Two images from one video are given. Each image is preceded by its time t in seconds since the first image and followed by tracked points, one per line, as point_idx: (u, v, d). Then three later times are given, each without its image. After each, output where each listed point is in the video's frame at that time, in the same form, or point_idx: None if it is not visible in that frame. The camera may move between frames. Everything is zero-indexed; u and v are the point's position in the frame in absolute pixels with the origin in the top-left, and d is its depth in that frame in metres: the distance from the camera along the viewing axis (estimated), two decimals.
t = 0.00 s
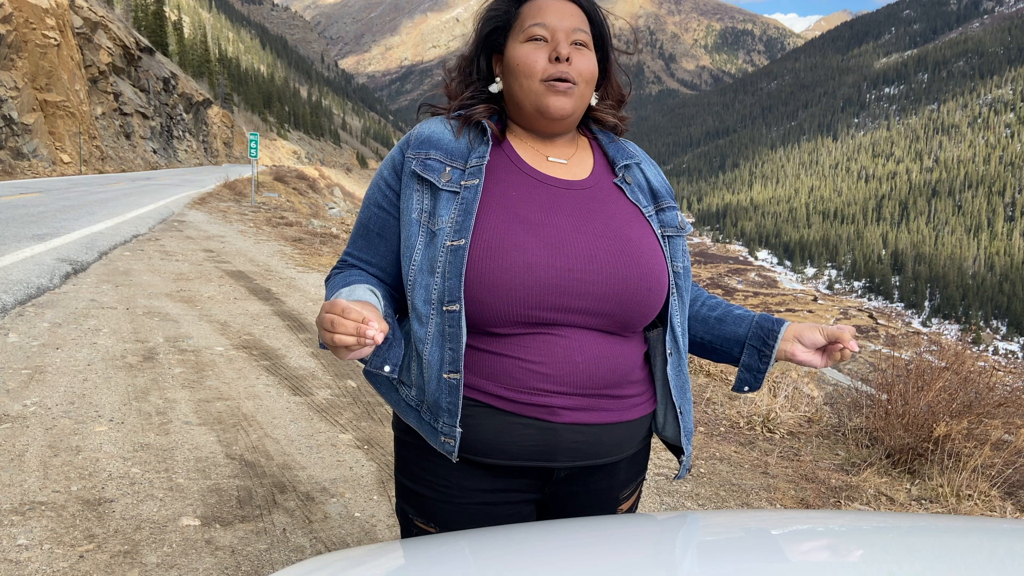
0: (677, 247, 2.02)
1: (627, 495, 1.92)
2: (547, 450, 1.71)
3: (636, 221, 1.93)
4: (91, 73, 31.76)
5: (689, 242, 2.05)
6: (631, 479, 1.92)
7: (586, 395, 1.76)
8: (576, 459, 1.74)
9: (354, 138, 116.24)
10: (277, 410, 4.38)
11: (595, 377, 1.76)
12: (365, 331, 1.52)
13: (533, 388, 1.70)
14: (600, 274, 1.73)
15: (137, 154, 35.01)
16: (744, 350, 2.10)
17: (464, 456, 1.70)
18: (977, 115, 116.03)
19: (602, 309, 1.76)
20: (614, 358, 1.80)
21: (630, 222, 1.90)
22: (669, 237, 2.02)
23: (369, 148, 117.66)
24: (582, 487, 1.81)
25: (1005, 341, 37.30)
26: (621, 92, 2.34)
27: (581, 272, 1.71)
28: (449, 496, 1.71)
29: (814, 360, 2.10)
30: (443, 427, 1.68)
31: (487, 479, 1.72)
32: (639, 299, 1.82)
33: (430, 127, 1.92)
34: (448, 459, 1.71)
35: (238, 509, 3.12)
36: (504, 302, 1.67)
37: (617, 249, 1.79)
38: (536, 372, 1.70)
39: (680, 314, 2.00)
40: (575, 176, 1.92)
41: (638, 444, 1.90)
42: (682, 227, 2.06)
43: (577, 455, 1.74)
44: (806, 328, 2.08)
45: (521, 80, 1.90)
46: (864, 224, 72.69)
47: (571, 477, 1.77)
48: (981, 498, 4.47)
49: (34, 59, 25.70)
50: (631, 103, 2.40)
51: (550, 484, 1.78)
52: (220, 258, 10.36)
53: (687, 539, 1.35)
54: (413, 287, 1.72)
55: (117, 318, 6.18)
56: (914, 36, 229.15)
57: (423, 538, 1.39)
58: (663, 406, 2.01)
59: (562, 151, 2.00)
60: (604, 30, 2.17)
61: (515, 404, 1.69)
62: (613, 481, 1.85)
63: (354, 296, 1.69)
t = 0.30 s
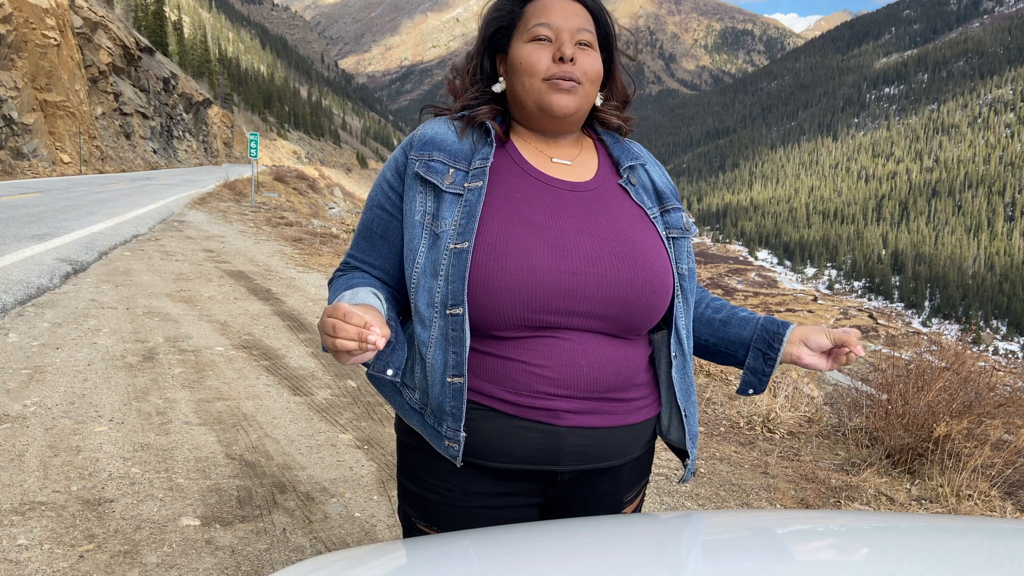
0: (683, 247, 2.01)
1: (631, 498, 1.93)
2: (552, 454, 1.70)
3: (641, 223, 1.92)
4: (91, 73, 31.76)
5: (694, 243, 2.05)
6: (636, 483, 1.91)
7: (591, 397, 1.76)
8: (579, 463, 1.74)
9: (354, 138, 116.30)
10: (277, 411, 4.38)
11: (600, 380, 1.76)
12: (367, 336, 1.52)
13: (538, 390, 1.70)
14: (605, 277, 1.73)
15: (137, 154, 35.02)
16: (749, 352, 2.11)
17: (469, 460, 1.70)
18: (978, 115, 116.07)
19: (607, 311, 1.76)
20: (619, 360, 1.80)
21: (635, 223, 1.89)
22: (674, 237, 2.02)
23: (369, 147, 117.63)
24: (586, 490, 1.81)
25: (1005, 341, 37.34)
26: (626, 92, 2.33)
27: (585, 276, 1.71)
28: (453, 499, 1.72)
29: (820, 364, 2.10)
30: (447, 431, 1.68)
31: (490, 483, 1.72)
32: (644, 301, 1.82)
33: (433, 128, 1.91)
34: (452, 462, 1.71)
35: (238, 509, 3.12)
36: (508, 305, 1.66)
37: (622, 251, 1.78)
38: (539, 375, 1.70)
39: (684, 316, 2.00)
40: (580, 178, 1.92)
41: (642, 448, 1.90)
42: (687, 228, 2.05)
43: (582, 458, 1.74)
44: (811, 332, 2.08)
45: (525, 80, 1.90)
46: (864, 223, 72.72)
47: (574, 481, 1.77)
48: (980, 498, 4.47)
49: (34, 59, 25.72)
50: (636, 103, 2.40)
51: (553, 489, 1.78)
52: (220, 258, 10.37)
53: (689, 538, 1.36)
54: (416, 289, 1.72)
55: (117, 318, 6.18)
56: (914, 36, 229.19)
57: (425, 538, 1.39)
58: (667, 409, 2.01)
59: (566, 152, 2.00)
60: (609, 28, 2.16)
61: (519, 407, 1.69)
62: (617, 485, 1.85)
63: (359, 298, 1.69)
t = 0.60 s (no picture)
0: (685, 248, 2.01)
1: (634, 501, 1.93)
2: (555, 454, 1.70)
3: (643, 223, 1.92)
4: (91, 72, 31.74)
5: (697, 243, 2.04)
6: (639, 484, 1.92)
7: (593, 398, 1.76)
8: (583, 464, 1.74)
9: (354, 138, 116.37)
10: (277, 411, 4.38)
11: (601, 381, 1.76)
12: (368, 337, 1.52)
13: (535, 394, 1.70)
14: (607, 278, 1.73)
15: (137, 154, 35.02)
16: (754, 352, 2.10)
17: (469, 461, 1.71)
18: (978, 115, 116.11)
19: (609, 312, 1.76)
20: (620, 361, 1.80)
21: (638, 224, 1.89)
22: (678, 238, 2.02)
23: (369, 147, 117.54)
24: (588, 494, 1.81)
25: (1005, 341, 37.32)
26: (628, 92, 2.34)
27: (586, 279, 1.70)
28: (455, 501, 1.73)
29: (825, 363, 2.09)
30: (448, 432, 1.69)
31: (492, 484, 1.72)
32: (646, 304, 1.82)
33: (435, 129, 1.92)
34: (453, 464, 1.71)
35: (238, 509, 3.12)
36: (510, 308, 1.67)
37: (624, 252, 1.78)
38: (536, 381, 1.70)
39: (688, 317, 1.99)
40: (582, 178, 1.92)
41: (645, 448, 1.90)
42: (689, 228, 2.05)
43: (584, 459, 1.74)
44: (816, 332, 2.07)
45: (527, 80, 1.90)
46: (864, 223, 72.77)
47: (575, 483, 1.77)
48: (980, 498, 4.47)
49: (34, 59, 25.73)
50: (639, 104, 2.40)
51: (555, 490, 1.78)
52: (220, 258, 10.36)
53: (690, 539, 1.36)
54: (417, 290, 1.73)
55: (117, 318, 6.18)
56: (914, 36, 229.17)
57: (425, 539, 1.39)
58: (670, 410, 2.01)
59: (569, 152, 1.99)
60: (610, 30, 2.16)
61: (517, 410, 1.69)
62: (621, 485, 1.85)
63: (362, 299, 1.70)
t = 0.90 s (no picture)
0: (686, 249, 2.01)
1: (635, 501, 1.93)
2: (553, 454, 1.71)
3: (644, 224, 1.92)
4: (91, 73, 31.73)
5: (698, 244, 2.04)
6: (639, 485, 1.92)
7: (592, 398, 1.76)
8: (581, 463, 1.74)
9: (354, 138, 116.33)
10: (277, 411, 4.38)
11: (601, 380, 1.76)
12: (358, 336, 1.51)
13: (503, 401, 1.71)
14: (607, 279, 1.73)
15: (137, 154, 35.04)
16: (753, 353, 2.10)
17: (465, 459, 1.71)
18: (978, 115, 116.19)
19: (608, 312, 1.76)
20: (619, 361, 1.80)
21: (637, 225, 1.89)
22: (678, 238, 2.02)
23: (369, 147, 117.43)
24: (587, 495, 1.81)
25: (1005, 340, 37.31)
26: (628, 94, 2.34)
27: (585, 281, 1.71)
28: (454, 501, 1.72)
29: (823, 368, 2.11)
30: (442, 431, 1.69)
31: (489, 484, 1.72)
32: (644, 305, 1.82)
33: (434, 130, 1.92)
34: (453, 463, 1.72)
35: (238, 509, 3.12)
36: (509, 308, 1.67)
37: (623, 253, 1.78)
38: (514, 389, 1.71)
39: (688, 317, 1.99)
40: (582, 178, 1.92)
41: (646, 448, 1.91)
42: (690, 228, 2.04)
43: (582, 457, 1.74)
44: (818, 334, 2.09)
45: (529, 80, 1.90)
46: (864, 223, 72.83)
47: (573, 482, 1.77)
48: (981, 498, 4.47)
49: (34, 59, 25.74)
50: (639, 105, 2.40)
51: (553, 490, 1.78)
52: (220, 258, 10.37)
53: (692, 539, 1.35)
54: (415, 289, 1.73)
55: (117, 318, 6.18)
56: (914, 36, 229.18)
57: (424, 539, 1.38)
58: (670, 411, 2.01)
59: (569, 151, 1.99)
60: (609, 30, 2.16)
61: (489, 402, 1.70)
62: (621, 485, 1.85)
63: (354, 300, 1.70)
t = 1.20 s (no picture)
0: (677, 247, 2.02)
1: (631, 498, 1.92)
2: (550, 449, 1.71)
3: (641, 221, 1.93)
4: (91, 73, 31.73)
5: (692, 240, 2.05)
6: (638, 479, 1.92)
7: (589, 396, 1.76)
8: (578, 459, 1.74)
9: (354, 137, 116.36)
10: (277, 411, 4.38)
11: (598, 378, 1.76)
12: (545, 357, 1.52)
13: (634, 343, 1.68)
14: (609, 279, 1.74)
15: (137, 154, 35.05)
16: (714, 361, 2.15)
17: (461, 457, 1.71)
18: (978, 115, 116.29)
19: (607, 310, 1.77)
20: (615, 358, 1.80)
21: (635, 225, 1.90)
22: (670, 236, 2.02)
23: (369, 148, 117.36)
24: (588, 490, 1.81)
25: (1005, 341, 37.31)
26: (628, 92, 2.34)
27: (585, 284, 1.72)
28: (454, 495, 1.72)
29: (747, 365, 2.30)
30: (442, 428, 1.70)
31: (488, 479, 1.72)
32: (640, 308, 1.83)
33: (441, 126, 1.89)
34: (464, 460, 1.71)
35: (238, 509, 3.12)
36: (511, 309, 1.68)
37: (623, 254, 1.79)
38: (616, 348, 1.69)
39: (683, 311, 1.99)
40: (583, 180, 1.91)
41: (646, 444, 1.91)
42: (685, 226, 2.04)
43: (580, 454, 1.74)
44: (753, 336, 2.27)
45: (527, 78, 1.90)
46: (864, 223, 72.86)
47: (571, 478, 1.77)
48: (980, 498, 4.47)
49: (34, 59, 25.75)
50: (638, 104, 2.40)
51: (552, 486, 1.78)
52: (220, 258, 10.37)
53: (691, 537, 1.35)
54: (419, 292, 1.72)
55: (117, 318, 6.18)
56: (914, 36, 229.16)
57: (423, 539, 1.39)
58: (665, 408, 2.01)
59: (567, 151, 1.99)
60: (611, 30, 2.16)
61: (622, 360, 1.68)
62: (617, 482, 1.84)
63: (415, 319, 1.60)
